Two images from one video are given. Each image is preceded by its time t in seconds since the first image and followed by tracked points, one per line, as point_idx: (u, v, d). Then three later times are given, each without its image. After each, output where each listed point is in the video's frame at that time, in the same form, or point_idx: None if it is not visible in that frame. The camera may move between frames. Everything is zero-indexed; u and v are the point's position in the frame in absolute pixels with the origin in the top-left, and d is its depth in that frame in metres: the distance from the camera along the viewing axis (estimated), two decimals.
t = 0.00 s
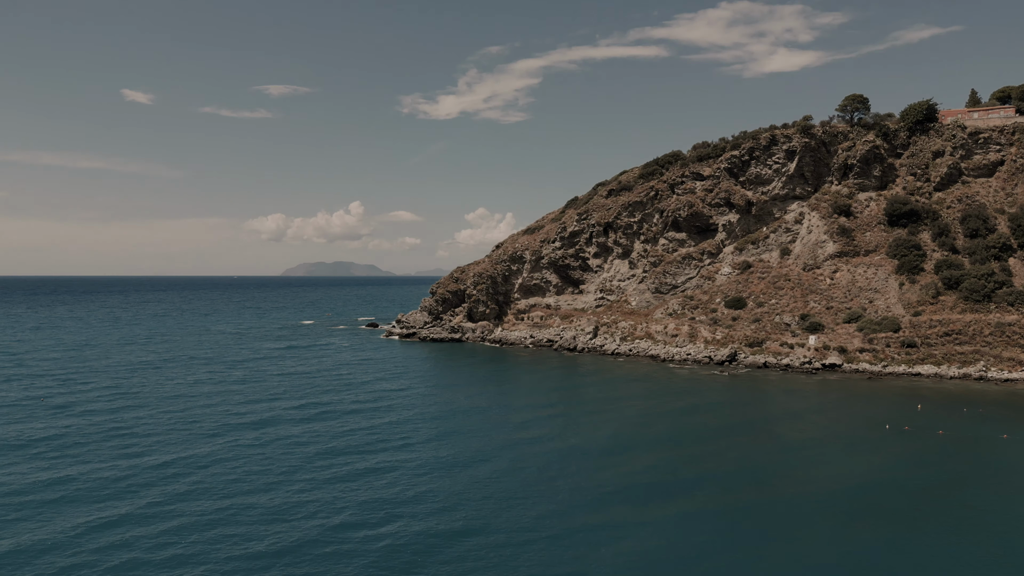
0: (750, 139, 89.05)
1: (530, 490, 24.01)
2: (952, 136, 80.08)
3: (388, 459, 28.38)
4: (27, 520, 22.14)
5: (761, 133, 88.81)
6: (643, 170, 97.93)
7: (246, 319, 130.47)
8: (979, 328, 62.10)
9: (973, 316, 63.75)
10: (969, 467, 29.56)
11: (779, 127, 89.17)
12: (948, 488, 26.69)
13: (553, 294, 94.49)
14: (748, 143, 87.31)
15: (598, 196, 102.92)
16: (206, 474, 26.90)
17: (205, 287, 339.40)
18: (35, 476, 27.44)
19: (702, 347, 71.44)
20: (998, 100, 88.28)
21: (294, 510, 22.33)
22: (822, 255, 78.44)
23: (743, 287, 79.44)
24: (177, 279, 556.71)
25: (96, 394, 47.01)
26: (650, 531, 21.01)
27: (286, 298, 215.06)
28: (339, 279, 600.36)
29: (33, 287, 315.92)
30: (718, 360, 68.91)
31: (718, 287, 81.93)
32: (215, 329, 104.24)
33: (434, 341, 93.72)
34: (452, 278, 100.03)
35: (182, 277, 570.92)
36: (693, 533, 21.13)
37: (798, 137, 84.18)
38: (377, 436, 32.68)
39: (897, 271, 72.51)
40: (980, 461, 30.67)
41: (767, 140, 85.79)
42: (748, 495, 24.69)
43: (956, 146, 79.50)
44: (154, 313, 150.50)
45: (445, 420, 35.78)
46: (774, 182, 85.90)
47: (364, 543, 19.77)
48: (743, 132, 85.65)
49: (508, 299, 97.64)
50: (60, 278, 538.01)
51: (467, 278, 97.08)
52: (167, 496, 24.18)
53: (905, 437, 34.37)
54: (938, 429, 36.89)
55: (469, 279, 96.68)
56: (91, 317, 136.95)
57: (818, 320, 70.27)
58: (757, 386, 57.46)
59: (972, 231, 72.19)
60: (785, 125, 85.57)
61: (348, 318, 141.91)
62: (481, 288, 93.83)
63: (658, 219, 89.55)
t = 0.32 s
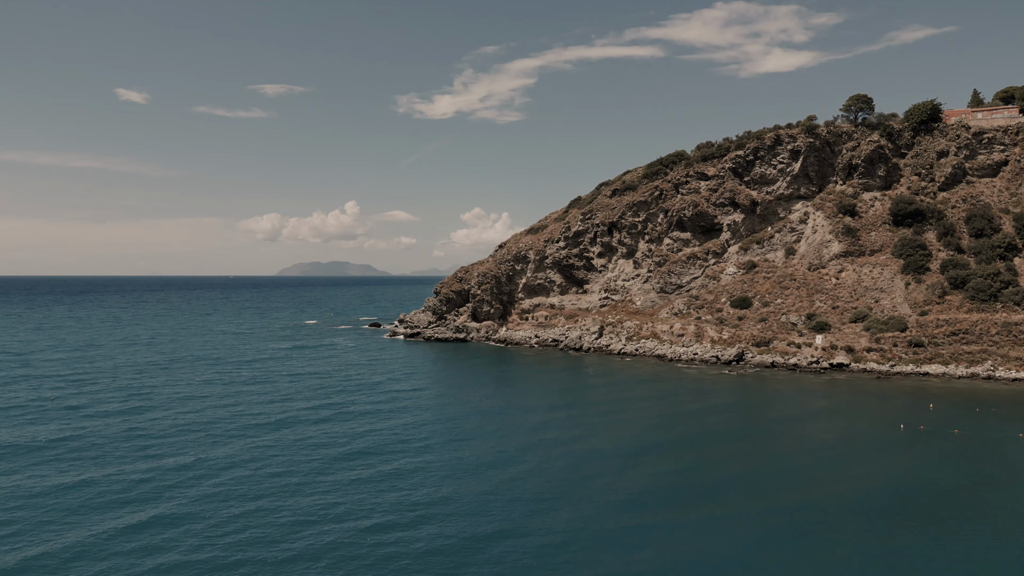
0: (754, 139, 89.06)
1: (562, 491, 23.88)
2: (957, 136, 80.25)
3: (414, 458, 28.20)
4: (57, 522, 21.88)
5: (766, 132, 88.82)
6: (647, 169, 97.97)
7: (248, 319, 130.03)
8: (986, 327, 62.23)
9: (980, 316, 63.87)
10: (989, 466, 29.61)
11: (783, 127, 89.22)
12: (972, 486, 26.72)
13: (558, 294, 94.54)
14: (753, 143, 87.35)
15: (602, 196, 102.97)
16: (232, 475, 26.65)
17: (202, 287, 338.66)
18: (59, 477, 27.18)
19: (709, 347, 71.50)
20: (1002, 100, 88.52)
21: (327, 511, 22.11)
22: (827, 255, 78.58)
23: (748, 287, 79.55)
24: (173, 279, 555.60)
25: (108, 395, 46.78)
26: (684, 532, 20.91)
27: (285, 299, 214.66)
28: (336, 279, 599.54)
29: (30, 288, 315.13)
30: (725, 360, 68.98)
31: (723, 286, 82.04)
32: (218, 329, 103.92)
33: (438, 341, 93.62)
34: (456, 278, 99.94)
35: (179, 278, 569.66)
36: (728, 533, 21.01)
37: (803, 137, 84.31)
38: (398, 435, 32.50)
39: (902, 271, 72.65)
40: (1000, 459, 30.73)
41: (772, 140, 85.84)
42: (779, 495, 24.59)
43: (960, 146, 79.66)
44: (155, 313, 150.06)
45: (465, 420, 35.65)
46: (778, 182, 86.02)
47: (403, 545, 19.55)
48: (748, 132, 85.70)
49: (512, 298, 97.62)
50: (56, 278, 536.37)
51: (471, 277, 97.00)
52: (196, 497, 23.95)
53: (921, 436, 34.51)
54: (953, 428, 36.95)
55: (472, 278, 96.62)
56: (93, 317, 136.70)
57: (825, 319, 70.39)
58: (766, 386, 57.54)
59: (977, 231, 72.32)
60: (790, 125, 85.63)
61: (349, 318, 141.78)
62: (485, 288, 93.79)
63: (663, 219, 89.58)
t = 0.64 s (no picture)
0: (758, 140, 89.09)
1: (593, 493, 23.83)
2: (961, 136, 80.47)
3: (439, 459, 28.07)
4: (88, 524, 21.64)
5: (770, 132, 88.89)
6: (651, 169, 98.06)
7: (249, 318, 129.49)
8: (993, 326, 62.35)
9: (986, 315, 63.98)
10: (1011, 465, 29.61)
11: (787, 127, 89.31)
12: (997, 486, 26.68)
13: (561, 294, 94.60)
14: (757, 143, 87.42)
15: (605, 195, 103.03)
16: (258, 476, 26.45)
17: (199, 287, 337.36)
18: (82, 480, 26.94)
19: (716, 347, 71.56)
20: (1005, 100, 88.79)
21: (360, 513, 21.94)
22: (833, 254, 78.68)
23: (754, 286, 79.65)
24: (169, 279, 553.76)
25: (120, 395, 46.51)
26: (721, 534, 20.84)
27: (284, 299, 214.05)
28: (333, 279, 598.31)
29: (25, 287, 313.41)
30: (732, 360, 69.05)
31: (728, 286, 82.13)
32: (220, 329, 103.47)
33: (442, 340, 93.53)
34: (460, 278, 99.85)
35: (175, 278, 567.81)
36: (765, 535, 20.94)
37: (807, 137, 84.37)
38: (418, 436, 32.38)
39: (908, 271, 72.77)
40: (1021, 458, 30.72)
41: (776, 140, 85.90)
42: (809, 496, 24.55)
43: (964, 146, 79.85)
44: (154, 313, 149.31)
45: (483, 421, 35.55)
46: (783, 182, 86.09)
47: (442, 548, 19.39)
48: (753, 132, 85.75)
49: (516, 298, 97.61)
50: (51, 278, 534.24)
51: (475, 277, 96.92)
52: (225, 499, 23.75)
53: (939, 436, 34.56)
54: (968, 427, 36.97)
55: (476, 278, 96.51)
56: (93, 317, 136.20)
57: (831, 319, 70.51)
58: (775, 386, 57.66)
59: (982, 230, 72.45)
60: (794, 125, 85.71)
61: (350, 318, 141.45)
62: (490, 288, 93.71)
63: (667, 219, 89.60)
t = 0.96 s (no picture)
0: (763, 139, 89.21)
1: (626, 495, 23.80)
2: (965, 136, 80.71)
3: (465, 461, 28.01)
4: (120, 525, 21.50)
5: (775, 132, 88.99)
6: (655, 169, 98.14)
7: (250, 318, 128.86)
8: (999, 326, 62.47)
9: (993, 315, 64.11)
10: None
11: (791, 126, 89.43)
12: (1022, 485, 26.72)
13: (565, 293, 94.70)
14: (762, 143, 87.52)
15: (609, 195, 103.11)
16: (285, 476, 26.33)
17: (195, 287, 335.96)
18: (106, 479, 26.76)
19: (723, 346, 71.64)
20: (1008, 101, 89.09)
21: (393, 516, 21.84)
22: (838, 254, 78.79)
23: (759, 286, 79.78)
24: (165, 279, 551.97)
25: (133, 395, 46.34)
26: (759, 536, 20.82)
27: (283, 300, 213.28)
28: (329, 280, 597.09)
29: (21, 287, 311.92)
30: (740, 359, 69.14)
31: (733, 286, 82.24)
32: (223, 329, 103.01)
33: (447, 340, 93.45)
34: (464, 278, 99.76)
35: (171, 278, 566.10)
36: (802, 538, 20.93)
37: (812, 136, 84.49)
38: (439, 437, 32.32)
39: (914, 270, 72.92)
40: None
41: (781, 140, 86.06)
42: (841, 498, 24.55)
43: (968, 146, 80.06)
44: (153, 313, 148.44)
45: (503, 422, 35.52)
46: (787, 181, 86.20)
47: (481, 551, 19.33)
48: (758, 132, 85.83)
49: (520, 298, 97.61)
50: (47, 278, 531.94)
51: (479, 277, 96.83)
52: (255, 501, 23.63)
53: (955, 435, 34.65)
54: (985, 427, 37.01)
55: (481, 278, 96.45)
56: (95, 317, 135.92)
57: (838, 318, 70.66)
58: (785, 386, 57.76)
59: (987, 230, 72.59)
60: (799, 125, 85.84)
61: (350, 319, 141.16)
62: (494, 288, 93.66)
63: (672, 219, 89.67)
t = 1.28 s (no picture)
0: (767, 139, 89.30)
1: (659, 497, 23.74)
2: (970, 136, 80.89)
3: (492, 462, 27.88)
4: (151, 527, 21.36)
5: (779, 132, 89.08)
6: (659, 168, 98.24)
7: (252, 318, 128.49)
8: (1007, 325, 62.57)
9: (1000, 314, 64.20)
10: None
11: (796, 126, 89.51)
12: None
13: (570, 293, 94.77)
14: (767, 143, 87.61)
15: (612, 195, 103.10)
16: (311, 478, 26.21)
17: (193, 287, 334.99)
18: (130, 480, 26.56)
19: (730, 346, 71.70)
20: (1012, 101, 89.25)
21: (428, 518, 21.73)
22: (843, 254, 78.91)
23: (765, 286, 79.88)
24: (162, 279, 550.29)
25: (146, 395, 46.31)
26: (800, 539, 20.78)
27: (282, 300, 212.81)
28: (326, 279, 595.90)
29: (17, 287, 310.77)
30: (747, 359, 69.24)
31: (739, 285, 82.35)
32: (226, 328, 102.64)
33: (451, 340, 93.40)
34: (468, 277, 99.69)
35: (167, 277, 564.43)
36: (839, 540, 20.88)
37: (817, 136, 84.59)
38: (460, 438, 32.22)
39: (920, 270, 73.04)
40: None
41: (786, 139, 86.10)
42: (875, 500, 24.51)
43: (973, 146, 80.25)
44: (154, 313, 147.93)
45: (523, 423, 35.45)
46: (792, 181, 86.32)
47: (519, 554, 19.26)
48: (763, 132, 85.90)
49: (525, 297, 97.62)
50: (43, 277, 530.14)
51: (483, 277, 96.75)
52: (284, 502, 23.50)
53: (974, 435, 34.62)
54: (1002, 426, 36.99)
55: (485, 278, 96.41)
56: (97, 316, 135.90)
57: (844, 318, 70.77)
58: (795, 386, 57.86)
59: (992, 230, 72.66)
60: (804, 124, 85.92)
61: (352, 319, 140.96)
62: (499, 287, 93.59)
63: (676, 218, 89.69)
